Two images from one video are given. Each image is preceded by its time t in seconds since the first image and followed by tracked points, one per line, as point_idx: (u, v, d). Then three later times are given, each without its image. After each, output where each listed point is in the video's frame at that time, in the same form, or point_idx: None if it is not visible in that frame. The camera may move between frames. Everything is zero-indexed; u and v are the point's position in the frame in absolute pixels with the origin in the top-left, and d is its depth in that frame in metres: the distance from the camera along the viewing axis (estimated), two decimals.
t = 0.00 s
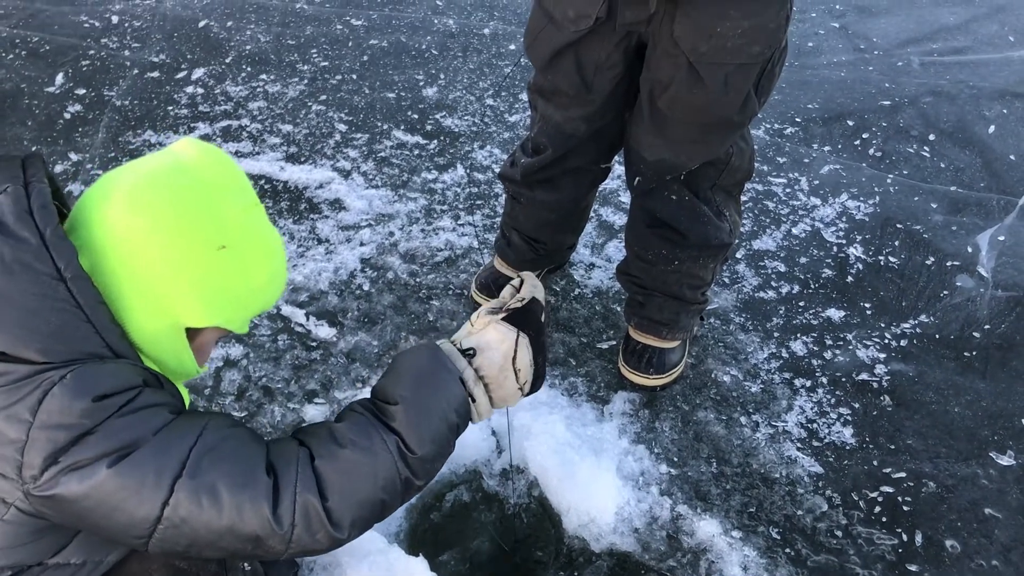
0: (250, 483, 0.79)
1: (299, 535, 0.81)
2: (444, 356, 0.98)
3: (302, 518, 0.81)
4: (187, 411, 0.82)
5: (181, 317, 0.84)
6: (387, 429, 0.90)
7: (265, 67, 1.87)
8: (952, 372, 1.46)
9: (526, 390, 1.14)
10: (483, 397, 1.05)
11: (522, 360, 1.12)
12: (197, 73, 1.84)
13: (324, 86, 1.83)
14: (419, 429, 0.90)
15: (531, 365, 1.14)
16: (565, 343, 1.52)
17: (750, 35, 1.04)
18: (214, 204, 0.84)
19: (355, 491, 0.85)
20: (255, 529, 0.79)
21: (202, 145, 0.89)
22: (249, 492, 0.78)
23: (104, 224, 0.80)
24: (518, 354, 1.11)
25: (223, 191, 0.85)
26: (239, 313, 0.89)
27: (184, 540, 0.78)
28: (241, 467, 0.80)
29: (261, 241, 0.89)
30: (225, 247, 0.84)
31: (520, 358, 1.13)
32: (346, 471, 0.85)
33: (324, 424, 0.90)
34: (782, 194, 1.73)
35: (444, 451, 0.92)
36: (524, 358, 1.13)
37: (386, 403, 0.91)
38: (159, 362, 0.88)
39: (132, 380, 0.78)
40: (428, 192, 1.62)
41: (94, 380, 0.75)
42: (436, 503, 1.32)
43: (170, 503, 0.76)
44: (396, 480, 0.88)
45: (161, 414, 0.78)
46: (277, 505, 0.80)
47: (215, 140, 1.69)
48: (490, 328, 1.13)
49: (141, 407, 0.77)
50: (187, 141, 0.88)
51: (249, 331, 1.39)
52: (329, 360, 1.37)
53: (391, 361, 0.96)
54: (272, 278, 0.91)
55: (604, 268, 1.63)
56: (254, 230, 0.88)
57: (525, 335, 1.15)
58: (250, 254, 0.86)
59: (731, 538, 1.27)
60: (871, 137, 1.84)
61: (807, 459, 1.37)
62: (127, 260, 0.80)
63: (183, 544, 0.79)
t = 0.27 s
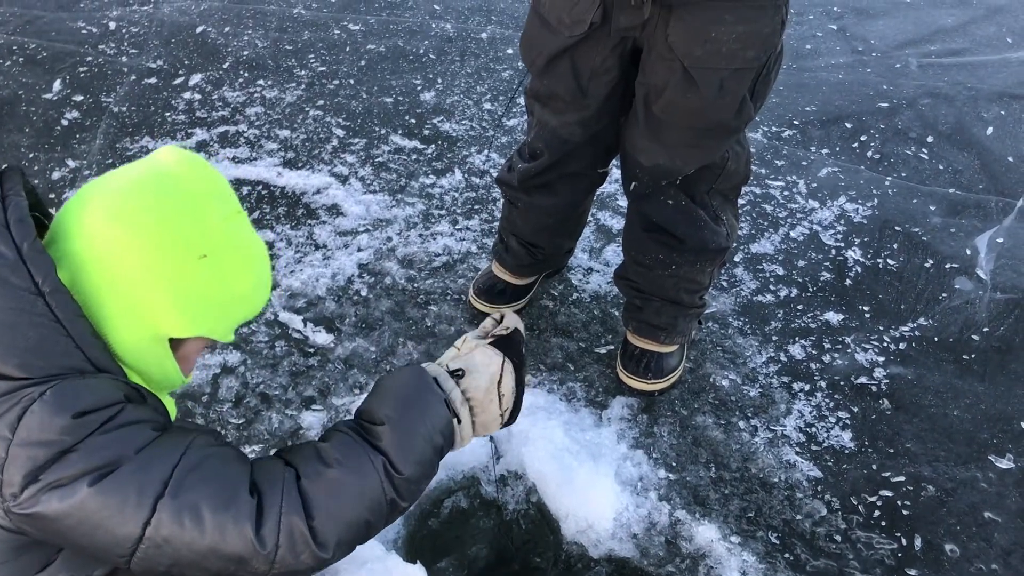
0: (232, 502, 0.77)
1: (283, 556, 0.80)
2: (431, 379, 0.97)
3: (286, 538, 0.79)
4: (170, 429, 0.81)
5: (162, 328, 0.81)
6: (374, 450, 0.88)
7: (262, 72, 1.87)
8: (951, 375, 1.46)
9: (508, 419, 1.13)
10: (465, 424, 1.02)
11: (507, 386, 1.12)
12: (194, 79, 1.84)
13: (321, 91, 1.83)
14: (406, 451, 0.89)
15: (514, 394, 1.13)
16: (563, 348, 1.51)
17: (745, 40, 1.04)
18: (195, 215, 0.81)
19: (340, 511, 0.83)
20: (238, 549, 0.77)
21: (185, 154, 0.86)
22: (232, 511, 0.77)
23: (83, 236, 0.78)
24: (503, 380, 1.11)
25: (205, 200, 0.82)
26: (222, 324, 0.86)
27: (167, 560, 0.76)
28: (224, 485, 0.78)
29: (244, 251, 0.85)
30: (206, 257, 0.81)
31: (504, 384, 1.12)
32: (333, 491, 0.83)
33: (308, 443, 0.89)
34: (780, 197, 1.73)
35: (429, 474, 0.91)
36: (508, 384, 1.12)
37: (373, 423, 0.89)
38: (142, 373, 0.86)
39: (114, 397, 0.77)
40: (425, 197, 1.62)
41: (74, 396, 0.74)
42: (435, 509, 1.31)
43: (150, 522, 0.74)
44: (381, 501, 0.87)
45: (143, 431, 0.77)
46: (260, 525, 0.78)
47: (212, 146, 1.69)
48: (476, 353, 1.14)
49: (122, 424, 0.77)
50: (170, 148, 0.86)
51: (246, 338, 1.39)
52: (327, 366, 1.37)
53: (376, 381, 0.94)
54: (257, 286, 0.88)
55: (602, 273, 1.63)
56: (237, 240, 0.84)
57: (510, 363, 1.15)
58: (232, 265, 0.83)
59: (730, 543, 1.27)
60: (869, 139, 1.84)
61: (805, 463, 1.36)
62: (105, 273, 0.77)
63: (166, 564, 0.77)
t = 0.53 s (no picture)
0: (225, 513, 0.73)
1: (277, 568, 0.75)
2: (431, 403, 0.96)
3: (281, 550, 0.75)
4: (163, 439, 0.77)
5: (151, 335, 0.77)
6: (373, 463, 0.86)
7: (259, 76, 1.87)
8: (951, 373, 1.46)
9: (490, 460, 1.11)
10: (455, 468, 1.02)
11: (498, 425, 1.11)
12: (191, 83, 1.84)
13: (319, 94, 1.83)
14: (406, 464, 0.87)
15: (502, 435, 1.13)
16: (563, 348, 1.50)
17: (743, 39, 1.04)
18: (184, 216, 0.77)
19: (337, 522, 0.79)
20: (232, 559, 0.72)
21: (170, 154, 0.82)
22: (226, 521, 0.73)
23: (66, 242, 0.73)
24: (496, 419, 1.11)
25: (194, 201, 0.78)
26: (212, 326, 0.82)
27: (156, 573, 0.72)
28: (218, 494, 0.74)
29: (235, 251, 0.82)
30: (193, 260, 0.77)
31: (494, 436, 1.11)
32: (330, 500, 0.80)
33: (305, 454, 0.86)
34: (778, 197, 1.73)
35: (425, 491, 0.89)
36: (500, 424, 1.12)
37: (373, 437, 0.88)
38: (131, 381, 0.81)
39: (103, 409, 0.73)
40: (424, 199, 1.62)
41: (62, 406, 0.70)
42: (435, 512, 1.30)
43: (142, 534, 0.70)
44: (378, 514, 0.83)
45: (135, 442, 0.73)
46: (255, 535, 0.74)
47: (210, 149, 1.69)
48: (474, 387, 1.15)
49: (113, 435, 0.72)
50: (154, 150, 0.82)
51: (246, 341, 1.39)
52: (326, 370, 1.37)
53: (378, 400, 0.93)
54: (247, 287, 0.84)
55: (601, 273, 1.63)
56: (228, 241, 0.81)
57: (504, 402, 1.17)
58: (223, 266, 0.79)
59: (732, 543, 1.27)
60: (867, 137, 1.84)
61: (807, 462, 1.36)
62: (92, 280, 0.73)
63: None
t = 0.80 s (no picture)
0: (191, 521, 0.72)
1: None
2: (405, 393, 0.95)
3: (246, 557, 0.75)
4: (134, 441, 0.76)
5: (127, 335, 0.77)
6: (341, 463, 0.85)
7: (254, 76, 1.87)
8: (947, 366, 1.46)
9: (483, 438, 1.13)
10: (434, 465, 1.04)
11: (486, 409, 1.12)
12: (186, 84, 1.84)
13: (313, 93, 1.83)
14: (375, 462, 0.86)
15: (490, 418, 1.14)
16: (559, 346, 1.51)
17: (737, 35, 1.04)
18: (154, 215, 0.76)
19: (305, 527, 0.79)
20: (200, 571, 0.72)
21: (145, 152, 0.81)
22: (191, 530, 0.72)
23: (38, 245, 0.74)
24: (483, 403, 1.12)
25: (165, 200, 0.78)
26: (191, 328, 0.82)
27: None
28: (184, 502, 0.73)
29: (211, 248, 0.81)
30: (169, 259, 0.77)
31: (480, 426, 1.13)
32: (297, 506, 0.79)
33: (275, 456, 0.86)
34: (774, 192, 1.73)
35: (399, 488, 0.88)
36: (489, 406, 1.13)
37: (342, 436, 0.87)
38: (110, 382, 0.81)
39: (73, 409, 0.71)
40: (419, 198, 1.63)
41: (30, 410, 0.68)
42: (433, 510, 1.31)
43: (110, 540, 0.69)
44: (347, 516, 0.83)
45: (105, 445, 0.72)
46: (219, 544, 0.74)
47: (205, 150, 1.69)
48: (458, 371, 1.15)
49: (84, 437, 0.71)
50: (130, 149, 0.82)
51: (242, 341, 1.39)
52: (323, 369, 1.37)
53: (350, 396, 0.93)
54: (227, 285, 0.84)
55: (597, 270, 1.63)
56: (203, 238, 0.80)
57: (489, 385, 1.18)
58: (200, 264, 0.79)
59: (729, 538, 1.27)
60: (862, 132, 1.84)
61: (803, 457, 1.36)
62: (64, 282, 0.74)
63: None
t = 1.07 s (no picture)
0: None
1: None
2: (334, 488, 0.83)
3: None
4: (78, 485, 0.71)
5: (74, 330, 0.74)
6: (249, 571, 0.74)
7: (246, 73, 1.87)
8: (940, 358, 1.47)
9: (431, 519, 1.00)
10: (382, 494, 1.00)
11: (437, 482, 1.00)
12: (179, 81, 1.84)
13: (306, 90, 1.83)
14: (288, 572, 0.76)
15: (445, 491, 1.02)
16: (554, 340, 1.51)
17: (726, 28, 1.04)
18: (91, 202, 0.74)
19: None
20: None
21: (86, 139, 0.79)
22: None
23: None
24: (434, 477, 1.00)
25: (102, 186, 0.75)
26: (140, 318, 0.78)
27: None
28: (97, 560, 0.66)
29: (159, 236, 0.78)
30: (111, 248, 0.74)
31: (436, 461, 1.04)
32: None
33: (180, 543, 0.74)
34: (767, 185, 1.73)
35: None
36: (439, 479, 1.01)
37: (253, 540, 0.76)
38: (63, 382, 0.78)
39: None
40: (413, 194, 1.64)
41: None
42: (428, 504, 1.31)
43: None
44: None
45: (41, 487, 0.68)
46: None
47: (198, 147, 1.69)
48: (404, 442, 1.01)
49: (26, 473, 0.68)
50: (69, 137, 0.79)
51: (236, 337, 1.41)
52: (317, 364, 1.40)
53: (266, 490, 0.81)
54: (179, 272, 0.81)
55: (591, 265, 1.63)
56: (147, 226, 0.77)
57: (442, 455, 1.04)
58: (146, 251, 0.76)
59: (724, 530, 1.28)
60: (855, 125, 1.84)
61: (797, 448, 1.37)
62: None
63: None
